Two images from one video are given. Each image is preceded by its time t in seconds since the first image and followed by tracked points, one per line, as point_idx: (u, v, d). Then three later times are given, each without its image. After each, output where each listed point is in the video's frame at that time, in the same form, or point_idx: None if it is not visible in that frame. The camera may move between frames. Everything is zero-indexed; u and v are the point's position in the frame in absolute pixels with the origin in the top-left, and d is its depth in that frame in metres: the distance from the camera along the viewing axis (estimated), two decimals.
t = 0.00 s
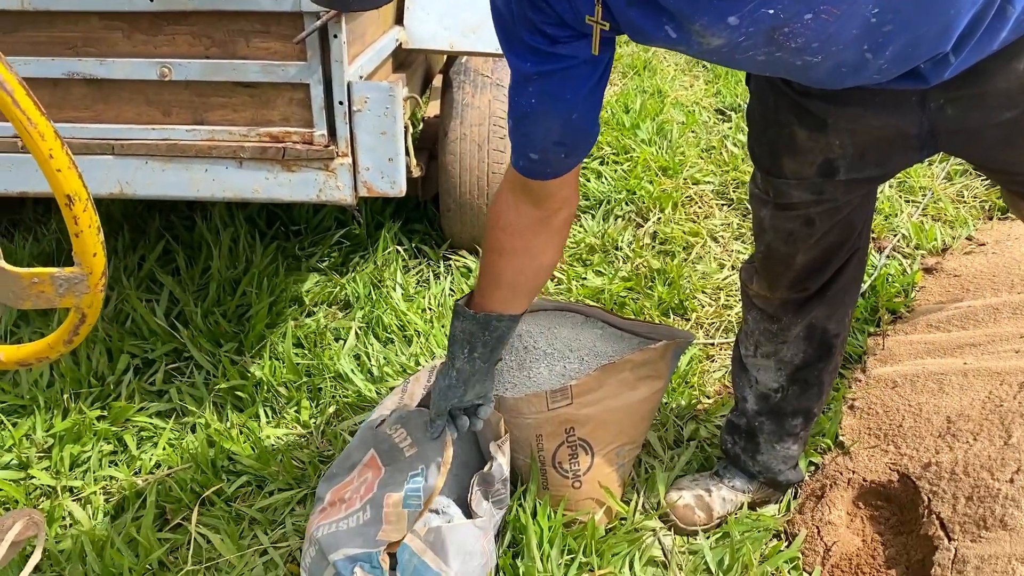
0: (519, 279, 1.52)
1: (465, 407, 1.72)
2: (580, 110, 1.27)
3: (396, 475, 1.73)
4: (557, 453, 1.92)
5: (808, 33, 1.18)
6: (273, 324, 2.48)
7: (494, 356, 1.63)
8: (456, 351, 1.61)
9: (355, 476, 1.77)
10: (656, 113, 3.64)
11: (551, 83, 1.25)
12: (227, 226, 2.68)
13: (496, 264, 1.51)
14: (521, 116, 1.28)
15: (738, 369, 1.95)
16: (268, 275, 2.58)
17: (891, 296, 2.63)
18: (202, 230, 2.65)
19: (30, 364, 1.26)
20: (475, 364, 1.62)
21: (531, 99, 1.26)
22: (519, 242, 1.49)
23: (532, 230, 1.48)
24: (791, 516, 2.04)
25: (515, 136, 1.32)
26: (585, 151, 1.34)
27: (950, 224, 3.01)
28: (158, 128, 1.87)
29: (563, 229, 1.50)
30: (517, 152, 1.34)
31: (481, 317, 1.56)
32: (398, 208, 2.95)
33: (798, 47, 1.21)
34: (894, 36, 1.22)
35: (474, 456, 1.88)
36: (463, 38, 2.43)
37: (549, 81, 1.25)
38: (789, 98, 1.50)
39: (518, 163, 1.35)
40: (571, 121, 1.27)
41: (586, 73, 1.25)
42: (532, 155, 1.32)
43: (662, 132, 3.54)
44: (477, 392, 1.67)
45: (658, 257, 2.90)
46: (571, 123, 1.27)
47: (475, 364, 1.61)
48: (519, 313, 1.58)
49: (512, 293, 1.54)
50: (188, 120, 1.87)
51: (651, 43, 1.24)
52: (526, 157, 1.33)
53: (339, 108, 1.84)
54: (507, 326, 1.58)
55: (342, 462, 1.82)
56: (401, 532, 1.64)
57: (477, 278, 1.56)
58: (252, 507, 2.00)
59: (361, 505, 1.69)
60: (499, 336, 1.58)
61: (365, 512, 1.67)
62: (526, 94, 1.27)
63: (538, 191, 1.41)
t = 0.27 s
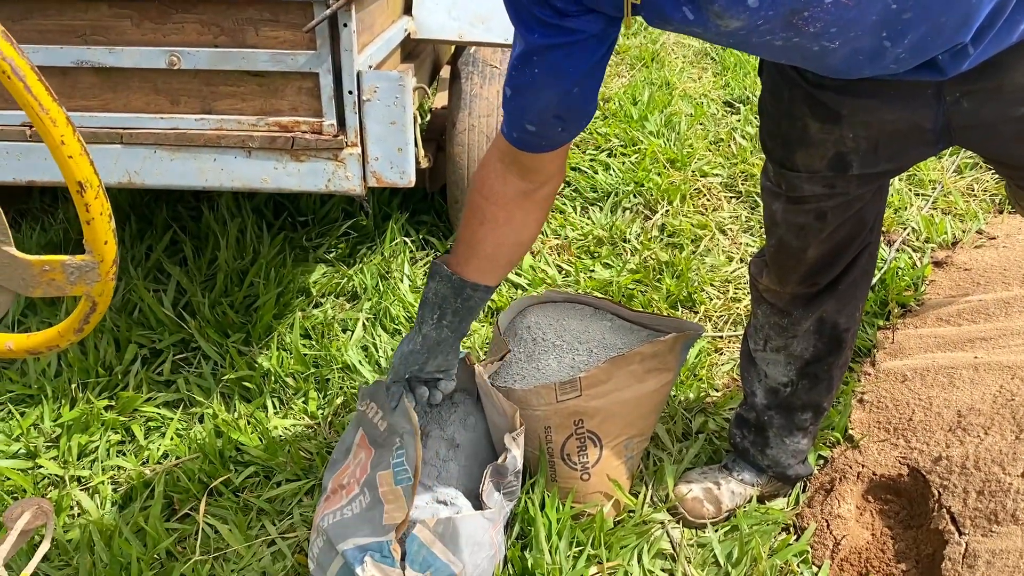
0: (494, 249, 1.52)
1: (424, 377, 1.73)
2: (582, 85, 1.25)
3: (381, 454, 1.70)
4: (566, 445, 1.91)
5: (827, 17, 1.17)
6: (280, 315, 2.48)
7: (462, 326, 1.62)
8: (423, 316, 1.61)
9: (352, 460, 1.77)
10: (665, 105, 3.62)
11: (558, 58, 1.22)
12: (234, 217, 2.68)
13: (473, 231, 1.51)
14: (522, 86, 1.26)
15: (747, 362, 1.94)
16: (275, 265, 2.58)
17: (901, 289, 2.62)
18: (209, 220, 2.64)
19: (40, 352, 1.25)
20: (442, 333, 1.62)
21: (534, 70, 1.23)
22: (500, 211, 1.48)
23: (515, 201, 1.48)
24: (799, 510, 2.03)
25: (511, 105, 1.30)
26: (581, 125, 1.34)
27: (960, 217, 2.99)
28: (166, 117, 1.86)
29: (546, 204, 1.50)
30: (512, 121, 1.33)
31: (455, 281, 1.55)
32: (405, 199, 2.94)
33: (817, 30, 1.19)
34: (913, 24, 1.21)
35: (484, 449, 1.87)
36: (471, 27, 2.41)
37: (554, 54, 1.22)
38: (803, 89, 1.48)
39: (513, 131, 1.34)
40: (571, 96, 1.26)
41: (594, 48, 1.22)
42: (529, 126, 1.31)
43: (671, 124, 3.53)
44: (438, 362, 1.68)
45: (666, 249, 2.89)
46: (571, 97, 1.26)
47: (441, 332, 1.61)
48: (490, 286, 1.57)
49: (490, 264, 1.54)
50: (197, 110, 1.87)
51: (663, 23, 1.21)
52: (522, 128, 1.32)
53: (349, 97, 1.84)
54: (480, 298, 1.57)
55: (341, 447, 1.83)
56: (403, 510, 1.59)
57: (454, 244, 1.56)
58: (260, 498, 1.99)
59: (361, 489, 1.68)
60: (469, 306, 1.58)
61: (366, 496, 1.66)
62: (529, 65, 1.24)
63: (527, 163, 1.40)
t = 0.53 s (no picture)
0: (468, 237, 1.50)
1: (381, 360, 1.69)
2: (576, 71, 1.24)
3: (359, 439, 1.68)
4: (570, 439, 1.91)
5: (840, 10, 1.17)
6: (285, 308, 2.48)
7: (423, 314, 1.59)
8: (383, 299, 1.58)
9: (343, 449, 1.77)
10: (669, 99, 3.61)
11: (558, 42, 1.21)
12: (239, 210, 2.68)
13: (449, 217, 1.48)
14: (517, 66, 1.24)
15: (752, 356, 1.94)
16: (280, 258, 2.59)
17: (906, 284, 2.61)
18: (213, 214, 2.64)
19: (46, 344, 1.25)
20: (401, 318, 1.58)
21: (531, 51, 1.22)
22: (477, 198, 1.46)
23: (493, 189, 1.46)
24: (803, 504, 2.03)
25: (502, 86, 1.29)
26: (570, 114, 1.32)
27: (965, 213, 2.99)
28: (172, 109, 1.86)
29: (522, 194, 1.48)
30: (502, 102, 1.31)
31: (420, 265, 1.52)
32: (410, 193, 2.94)
33: (830, 23, 1.19)
34: (925, 17, 1.21)
35: (488, 443, 1.88)
36: (476, 22, 2.41)
37: (554, 37, 1.21)
38: (812, 82, 1.47)
39: (501, 112, 1.32)
40: (565, 82, 1.24)
41: (594, 33, 1.21)
42: (518, 109, 1.29)
43: (675, 119, 3.52)
44: (396, 347, 1.64)
45: (671, 244, 2.88)
46: (564, 83, 1.24)
47: (400, 317, 1.57)
48: (462, 275, 1.55)
49: (461, 251, 1.51)
50: (203, 103, 1.87)
51: (670, 12, 1.21)
52: (510, 111, 1.31)
53: (354, 90, 1.84)
54: (443, 286, 1.53)
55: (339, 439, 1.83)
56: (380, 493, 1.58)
57: (427, 228, 1.53)
58: (264, 490, 2.00)
59: (353, 477, 1.66)
60: (431, 292, 1.54)
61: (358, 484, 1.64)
62: (527, 45, 1.22)
63: (509, 147, 1.39)
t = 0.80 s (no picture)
0: (476, 233, 1.50)
1: (388, 357, 1.73)
2: (585, 67, 1.24)
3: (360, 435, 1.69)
4: (570, 435, 1.92)
5: (846, 6, 1.17)
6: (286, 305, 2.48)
7: (432, 311, 1.60)
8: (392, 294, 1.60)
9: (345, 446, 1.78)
10: (672, 97, 3.61)
11: (566, 36, 1.21)
12: (240, 207, 2.68)
13: (457, 213, 1.49)
14: (525, 62, 1.25)
15: (753, 354, 1.94)
16: (281, 255, 2.59)
17: (908, 282, 2.61)
18: (215, 210, 2.65)
19: (49, 339, 1.26)
20: (410, 315, 1.61)
21: (539, 46, 1.22)
22: (485, 195, 1.46)
23: (502, 185, 1.46)
24: (804, 502, 2.04)
25: (511, 83, 1.29)
26: (579, 110, 1.33)
27: (967, 211, 2.99)
28: (174, 106, 1.87)
29: (533, 190, 1.48)
30: (510, 99, 1.31)
31: (428, 262, 1.53)
32: (412, 190, 2.94)
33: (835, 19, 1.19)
34: (929, 14, 1.21)
35: (490, 439, 1.89)
36: (478, 19, 2.41)
37: (562, 33, 1.21)
38: (814, 79, 1.47)
39: (510, 109, 1.32)
40: (573, 77, 1.24)
41: (603, 29, 1.21)
42: (526, 105, 1.30)
43: (678, 116, 3.52)
44: (404, 344, 1.68)
45: (672, 241, 2.89)
46: (573, 78, 1.25)
47: (410, 314, 1.60)
48: (469, 271, 1.55)
49: (469, 248, 1.52)
50: (206, 99, 1.87)
51: (678, 9, 1.19)
52: (519, 107, 1.31)
53: (356, 87, 1.84)
54: (452, 283, 1.55)
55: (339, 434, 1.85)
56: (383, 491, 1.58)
57: (436, 225, 1.54)
58: (265, 486, 2.00)
59: (355, 473, 1.67)
60: (440, 289, 1.56)
61: (360, 479, 1.64)
62: (535, 41, 1.23)
63: (517, 143, 1.39)
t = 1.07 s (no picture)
0: (474, 233, 1.49)
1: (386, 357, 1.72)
2: (586, 64, 1.24)
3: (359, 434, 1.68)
4: (570, 435, 1.91)
5: (850, 3, 1.17)
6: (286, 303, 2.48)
7: (428, 311, 1.60)
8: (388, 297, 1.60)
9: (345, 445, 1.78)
10: (673, 96, 3.60)
11: (568, 32, 1.20)
12: (240, 205, 2.67)
13: (456, 211, 1.48)
14: (526, 59, 1.24)
15: (754, 355, 1.94)
16: (281, 254, 2.59)
17: (909, 283, 2.61)
18: (215, 209, 2.64)
19: (47, 339, 1.25)
20: (407, 315, 1.60)
21: (541, 43, 1.22)
22: (484, 194, 1.46)
23: (501, 184, 1.45)
24: (805, 503, 2.03)
25: (511, 80, 1.28)
26: (580, 107, 1.32)
27: (969, 211, 2.98)
28: (174, 104, 1.86)
29: (531, 189, 1.48)
30: (511, 97, 1.30)
31: (425, 262, 1.53)
32: (412, 189, 2.94)
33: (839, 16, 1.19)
34: (933, 12, 1.20)
35: (489, 439, 1.88)
36: (479, 18, 2.40)
37: (564, 29, 1.20)
38: (816, 78, 1.46)
39: (510, 107, 1.32)
40: (575, 74, 1.24)
41: (605, 26, 1.21)
42: (527, 103, 1.29)
43: (679, 115, 3.51)
44: (402, 344, 1.67)
45: (673, 241, 2.88)
46: (575, 75, 1.24)
47: (406, 314, 1.59)
48: (468, 271, 1.55)
49: (466, 248, 1.51)
50: (205, 97, 1.87)
51: (683, 5, 1.18)
52: (519, 104, 1.30)
53: (356, 86, 1.84)
54: (449, 283, 1.54)
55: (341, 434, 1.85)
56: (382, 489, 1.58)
57: (434, 225, 1.53)
58: (265, 486, 2.00)
59: (355, 473, 1.66)
60: (437, 290, 1.55)
61: (359, 479, 1.64)
62: (537, 38, 1.22)
63: (517, 142, 1.38)
